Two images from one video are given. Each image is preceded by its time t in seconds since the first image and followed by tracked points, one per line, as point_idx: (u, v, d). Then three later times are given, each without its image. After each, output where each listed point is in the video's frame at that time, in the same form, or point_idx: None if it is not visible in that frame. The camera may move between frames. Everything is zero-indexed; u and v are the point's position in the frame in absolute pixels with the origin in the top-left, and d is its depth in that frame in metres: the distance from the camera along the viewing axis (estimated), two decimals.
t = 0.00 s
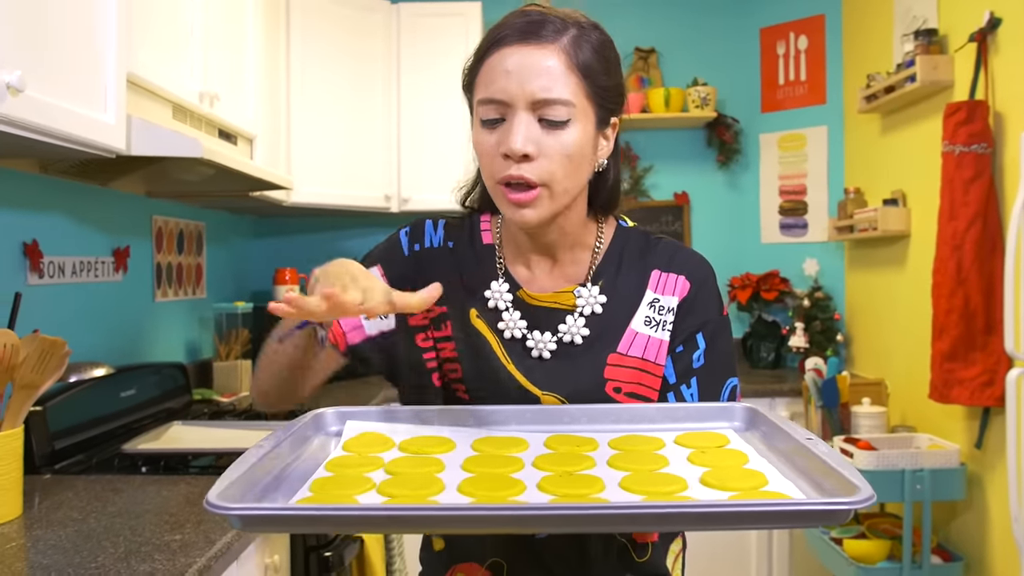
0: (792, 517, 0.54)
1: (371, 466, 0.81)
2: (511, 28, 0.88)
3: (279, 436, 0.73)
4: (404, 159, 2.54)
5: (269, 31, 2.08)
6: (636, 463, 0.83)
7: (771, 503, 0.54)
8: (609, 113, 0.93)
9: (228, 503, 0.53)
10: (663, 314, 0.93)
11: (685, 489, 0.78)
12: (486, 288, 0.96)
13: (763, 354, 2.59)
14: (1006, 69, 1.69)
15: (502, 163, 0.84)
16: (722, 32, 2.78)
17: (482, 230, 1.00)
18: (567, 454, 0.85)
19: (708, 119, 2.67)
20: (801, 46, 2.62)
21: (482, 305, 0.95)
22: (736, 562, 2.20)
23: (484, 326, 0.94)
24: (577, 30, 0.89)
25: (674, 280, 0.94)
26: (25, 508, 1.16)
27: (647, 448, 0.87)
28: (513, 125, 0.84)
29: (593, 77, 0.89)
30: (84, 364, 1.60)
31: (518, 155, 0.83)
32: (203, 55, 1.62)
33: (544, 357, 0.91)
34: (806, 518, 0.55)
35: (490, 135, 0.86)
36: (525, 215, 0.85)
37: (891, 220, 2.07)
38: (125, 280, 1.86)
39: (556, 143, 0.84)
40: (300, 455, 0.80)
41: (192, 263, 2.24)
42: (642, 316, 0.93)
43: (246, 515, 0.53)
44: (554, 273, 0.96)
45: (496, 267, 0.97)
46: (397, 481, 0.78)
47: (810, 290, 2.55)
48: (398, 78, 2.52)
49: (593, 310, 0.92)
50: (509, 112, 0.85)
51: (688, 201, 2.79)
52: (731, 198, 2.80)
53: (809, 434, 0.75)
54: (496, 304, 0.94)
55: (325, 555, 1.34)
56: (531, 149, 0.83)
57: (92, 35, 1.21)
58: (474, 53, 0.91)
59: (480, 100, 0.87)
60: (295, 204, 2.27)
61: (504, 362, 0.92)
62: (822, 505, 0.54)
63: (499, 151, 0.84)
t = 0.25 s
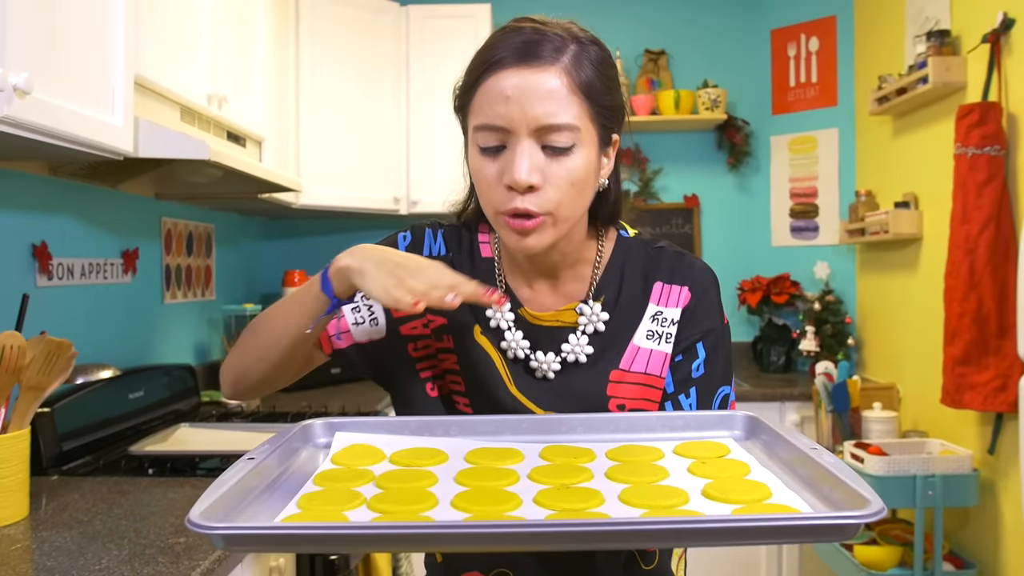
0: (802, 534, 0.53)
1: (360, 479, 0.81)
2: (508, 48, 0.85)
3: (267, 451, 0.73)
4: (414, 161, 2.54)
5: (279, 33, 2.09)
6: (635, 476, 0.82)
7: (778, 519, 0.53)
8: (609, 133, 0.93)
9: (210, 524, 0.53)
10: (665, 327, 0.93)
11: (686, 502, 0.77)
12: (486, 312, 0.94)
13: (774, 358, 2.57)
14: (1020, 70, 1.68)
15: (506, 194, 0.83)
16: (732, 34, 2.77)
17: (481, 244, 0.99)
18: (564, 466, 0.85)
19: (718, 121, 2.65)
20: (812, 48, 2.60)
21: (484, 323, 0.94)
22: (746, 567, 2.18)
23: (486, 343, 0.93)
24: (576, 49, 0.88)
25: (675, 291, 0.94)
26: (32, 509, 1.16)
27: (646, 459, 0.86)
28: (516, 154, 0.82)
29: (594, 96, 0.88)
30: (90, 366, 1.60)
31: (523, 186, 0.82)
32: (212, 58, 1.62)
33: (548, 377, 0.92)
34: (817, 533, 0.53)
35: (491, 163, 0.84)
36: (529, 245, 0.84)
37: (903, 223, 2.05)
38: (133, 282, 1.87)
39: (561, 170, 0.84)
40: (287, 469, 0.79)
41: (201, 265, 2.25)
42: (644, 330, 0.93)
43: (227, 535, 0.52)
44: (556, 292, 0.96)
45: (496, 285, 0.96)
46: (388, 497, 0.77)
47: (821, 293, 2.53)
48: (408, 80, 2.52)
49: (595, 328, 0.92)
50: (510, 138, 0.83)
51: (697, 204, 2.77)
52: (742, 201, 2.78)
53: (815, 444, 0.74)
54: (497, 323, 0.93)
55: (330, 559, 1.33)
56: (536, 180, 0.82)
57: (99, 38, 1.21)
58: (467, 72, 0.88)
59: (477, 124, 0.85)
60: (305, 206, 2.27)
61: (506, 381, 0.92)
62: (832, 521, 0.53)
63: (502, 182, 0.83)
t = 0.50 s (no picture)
0: (814, 540, 0.53)
1: (365, 478, 0.81)
2: (514, 65, 0.84)
3: (266, 447, 0.73)
4: (422, 161, 2.54)
5: (287, 33, 2.09)
6: (645, 480, 0.82)
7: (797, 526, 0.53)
8: (619, 145, 0.92)
9: (212, 518, 0.52)
10: (672, 336, 0.93)
11: (698, 508, 0.77)
12: (489, 322, 0.94)
13: (783, 359, 2.56)
14: None
15: (515, 214, 0.82)
16: (741, 35, 2.76)
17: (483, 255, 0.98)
18: (571, 468, 0.84)
19: (727, 122, 2.64)
20: (821, 48, 2.59)
21: (487, 336, 0.94)
22: (753, 569, 2.17)
23: (491, 356, 0.93)
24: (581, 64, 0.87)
25: (681, 299, 0.95)
26: (38, 508, 1.17)
27: (656, 463, 0.86)
28: (526, 174, 0.81)
29: (603, 111, 0.87)
30: (97, 365, 1.61)
31: (535, 209, 0.81)
32: (219, 58, 1.62)
33: (553, 390, 0.92)
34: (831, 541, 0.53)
35: (499, 182, 0.83)
36: (541, 266, 0.84)
37: (912, 224, 2.04)
38: (141, 282, 1.87)
39: (572, 189, 0.83)
40: (287, 465, 0.79)
41: (209, 266, 2.26)
42: (651, 339, 0.93)
43: (229, 530, 0.52)
44: (561, 304, 0.95)
45: (500, 297, 0.95)
46: (393, 495, 0.78)
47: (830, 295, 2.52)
48: (416, 80, 2.52)
49: (602, 339, 0.92)
50: (519, 157, 0.82)
51: (706, 205, 2.76)
52: (750, 202, 2.77)
53: (828, 450, 0.74)
54: (502, 338, 0.93)
55: (336, 560, 1.34)
56: (548, 201, 0.82)
57: (106, 39, 1.22)
58: (472, 87, 0.86)
59: (483, 142, 0.84)
60: (312, 206, 2.28)
61: (508, 392, 0.92)
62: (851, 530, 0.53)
63: (511, 203, 0.82)
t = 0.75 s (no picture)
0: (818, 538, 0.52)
1: (367, 466, 0.81)
2: (511, 62, 0.85)
3: (265, 436, 0.73)
4: (430, 165, 2.54)
5: (294, 38, 2.10)
6: (649, 469, 0.81)
7: (806, 507, 0.52)
8: (617, 149, 0.91)
9: (209, 499, 0.52)
10: (675, 335, 0.93)
11: (703, 494, 0.76)
12: (494, 324, 0.94)
13: (792, 362, 2.55)
14: None
15: (504, 211, 0.82)
16: (749, 36, 2.75)
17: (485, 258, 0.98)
18: (575, 458, 0.84)
19: (735, 124, 2.63)
20: (830, 49, 2.57)
21: (492, 337, 0.95)
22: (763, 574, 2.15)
23: (494, 358, 0.94)
24: (580, 64, 0.87)
25: (684, 298, 0.95)
26: (47, 512, 1.17)
27: (659, 454, 0.85)
28: (516, 170, 0.81)
29: (601, 112, 0.87)
30: (105, 370, 1.61)
31: (522, 204, 0.81)
32: (226, 63, 1.63)
33: (557, 392, 0.92)
34: (841, 525, 0.53)
35: (491, 178, 0.83)
36: (530, 264, 0.83)
37: (923, 226, 2.02)
38: (150, 286, 1.88)
39: (561, 188, 0.82)
40: (287, 455, 0.79)
41: (218, 269, 2.26)
42: (654, 339, 0.93)
43: (226, 510, 0.52)
44: (560, 307, 0.95)
45: (502, 299, 0.95)
46: (395, 483, 0.77)
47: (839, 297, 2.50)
48: (424, 84, 2.53)
49: (605, 340, 0.92)
50: (511, 153, 0.82)
51: (714, 207, 2.76)
52: (759, 204, 2.76)
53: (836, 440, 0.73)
54: (504, 341, 0.93)
55: (343, 563, 1.34)
56: (536, 198, 0.81)
57: (114, 44, 1.22)
58: (472, 87, 0.88)
59: (479, 140, 0.84)
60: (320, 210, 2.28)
61: (514, 396, 0.93)
62: (862, 509, 0.52)
63: (501, 198, 0.82)
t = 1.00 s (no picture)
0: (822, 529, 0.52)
1: (365, 462, 0.81)
2: (512, 71, 0.83)
3: (267, 433, 0.73)
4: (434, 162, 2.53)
5: (298, 35, 2.10)
6: (646, 461, 0.82)
7: (803, 494, 0.52)
8: (618, 156, 0.91)
9: (204, 492, 0.53)
10: (674, 330, 0.91)
11: (701, 484, 0.76)
12: (494, 324, 0.94)
13: (797, 359, 2.55)
14: None
15: (508, 222, 0.82)
16: (753, 33, 2.74)
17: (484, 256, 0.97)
18: (575, 452, 0.84)
19: (740, 121, 2.62)
20: (835, 45, 2.56)
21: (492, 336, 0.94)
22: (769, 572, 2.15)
23: (495, 356, 0.93)
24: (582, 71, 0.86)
25: (683, 293, 0.93)
26: (51, 509, 1.17)
27: (659, 447, 0.86)
28: (520, 182, 0.81)
29: (603, 120, 0.86)
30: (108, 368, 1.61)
31: (526, 217, 0.81)
32: (229, 60, 1.63)
33: (558, 391, 0.93)
34: (837, 510, 0.52)
35: (494, 190, 0.83)
36: (532, 274, 0.83)
37: (929, 222, 2.01)
38: (154, 284, 1.88)
39: (566, 199, 0.82)
40: (288, 451, 0.79)
41: (222, 268, 2.27)
42: (654, 335, 0.92)
43: (219, 503, 0.53)
44: (559, 309, 0.93)
45: (502, 298, 0.95)
46: (392, 476, 0.77)
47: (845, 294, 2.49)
48: (427, 81, 2.52)
49: (604, 340, 0.91)
50: (513, 163, 0.82)
51: (719, 204, 2.75)
52: (764, 201, 2.75)
53: (835, 430, 0.73)
54: (503, 341, 0.93)
55: (346, 561, 1.34)
56: (540, 210, 0.81)
57: (115, 41, 1.22)
58: (472, 92, 0.86)
59: (479, 149, 0.83)
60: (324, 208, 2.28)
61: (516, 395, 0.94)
62: (856, 496, 0.52)
63: (505, 211, 0.81)
